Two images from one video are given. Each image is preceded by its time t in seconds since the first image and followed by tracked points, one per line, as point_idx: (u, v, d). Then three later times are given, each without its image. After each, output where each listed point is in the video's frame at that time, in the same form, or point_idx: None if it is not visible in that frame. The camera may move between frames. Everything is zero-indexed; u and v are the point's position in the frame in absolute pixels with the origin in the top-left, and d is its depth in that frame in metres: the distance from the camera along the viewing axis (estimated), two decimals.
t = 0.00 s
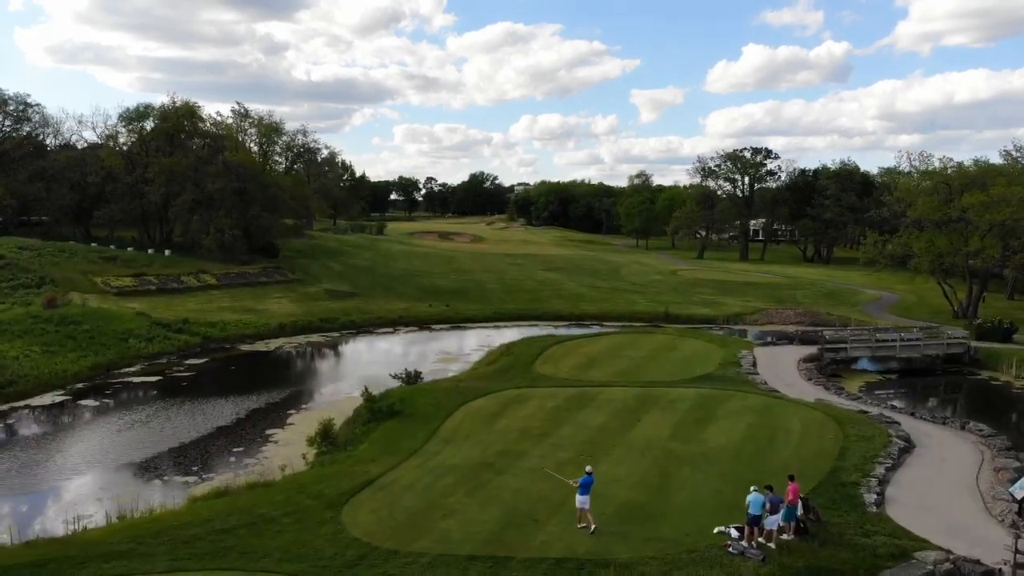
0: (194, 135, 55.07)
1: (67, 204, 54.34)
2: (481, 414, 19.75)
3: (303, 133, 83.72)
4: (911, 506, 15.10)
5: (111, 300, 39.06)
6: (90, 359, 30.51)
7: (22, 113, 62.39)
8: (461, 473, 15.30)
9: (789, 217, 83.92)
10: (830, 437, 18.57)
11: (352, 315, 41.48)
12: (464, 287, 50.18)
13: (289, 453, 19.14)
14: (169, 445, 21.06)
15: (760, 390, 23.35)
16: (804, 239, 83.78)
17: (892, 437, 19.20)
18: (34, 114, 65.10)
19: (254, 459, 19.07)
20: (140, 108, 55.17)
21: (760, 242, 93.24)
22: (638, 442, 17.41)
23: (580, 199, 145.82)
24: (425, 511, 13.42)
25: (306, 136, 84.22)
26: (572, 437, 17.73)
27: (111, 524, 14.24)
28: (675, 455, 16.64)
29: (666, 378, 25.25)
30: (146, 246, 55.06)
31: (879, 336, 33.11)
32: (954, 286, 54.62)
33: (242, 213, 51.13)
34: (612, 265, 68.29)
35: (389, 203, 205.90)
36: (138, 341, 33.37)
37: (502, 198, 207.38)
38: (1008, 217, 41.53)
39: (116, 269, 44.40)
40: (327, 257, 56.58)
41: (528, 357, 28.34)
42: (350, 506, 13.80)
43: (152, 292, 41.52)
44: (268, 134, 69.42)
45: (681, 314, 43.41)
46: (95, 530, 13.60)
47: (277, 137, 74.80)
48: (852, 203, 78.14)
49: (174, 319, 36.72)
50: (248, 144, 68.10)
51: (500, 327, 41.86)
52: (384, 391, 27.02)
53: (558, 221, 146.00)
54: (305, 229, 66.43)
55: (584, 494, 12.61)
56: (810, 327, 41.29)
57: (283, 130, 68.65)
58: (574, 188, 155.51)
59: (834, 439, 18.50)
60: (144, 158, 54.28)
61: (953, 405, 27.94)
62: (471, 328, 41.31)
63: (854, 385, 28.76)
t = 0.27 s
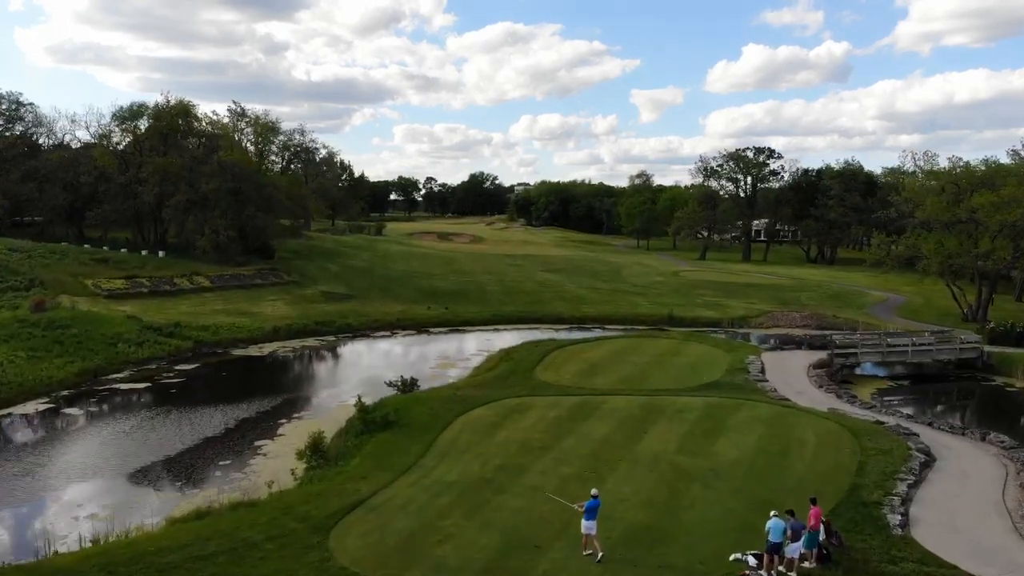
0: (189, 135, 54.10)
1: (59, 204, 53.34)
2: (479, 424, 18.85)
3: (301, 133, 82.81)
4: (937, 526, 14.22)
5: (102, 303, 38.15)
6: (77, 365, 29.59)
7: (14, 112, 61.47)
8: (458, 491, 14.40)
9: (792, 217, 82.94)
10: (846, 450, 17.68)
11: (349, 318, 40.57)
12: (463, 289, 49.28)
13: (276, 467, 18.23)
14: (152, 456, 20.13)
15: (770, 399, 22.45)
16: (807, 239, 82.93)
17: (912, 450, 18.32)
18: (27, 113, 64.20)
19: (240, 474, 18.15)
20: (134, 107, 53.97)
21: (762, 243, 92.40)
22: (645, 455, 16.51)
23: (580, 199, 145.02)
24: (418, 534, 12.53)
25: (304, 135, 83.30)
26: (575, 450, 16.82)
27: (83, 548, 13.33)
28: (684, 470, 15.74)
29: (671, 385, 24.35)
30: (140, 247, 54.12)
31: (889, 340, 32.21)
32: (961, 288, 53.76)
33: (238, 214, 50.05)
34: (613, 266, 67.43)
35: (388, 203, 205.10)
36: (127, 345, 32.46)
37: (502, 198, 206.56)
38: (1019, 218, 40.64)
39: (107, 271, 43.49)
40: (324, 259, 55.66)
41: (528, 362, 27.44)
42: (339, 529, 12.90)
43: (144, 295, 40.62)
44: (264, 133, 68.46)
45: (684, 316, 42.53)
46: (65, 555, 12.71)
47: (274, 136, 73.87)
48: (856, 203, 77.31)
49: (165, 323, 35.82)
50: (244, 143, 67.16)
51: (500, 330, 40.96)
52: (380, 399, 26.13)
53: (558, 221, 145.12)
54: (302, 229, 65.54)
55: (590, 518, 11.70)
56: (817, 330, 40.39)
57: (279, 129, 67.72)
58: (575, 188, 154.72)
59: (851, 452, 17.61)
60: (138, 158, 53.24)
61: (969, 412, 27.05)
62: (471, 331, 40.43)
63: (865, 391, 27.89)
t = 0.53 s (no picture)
0: (184, 134, 53.34)
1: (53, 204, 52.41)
2: (478, 435, 18.09)
3: (299, 132, 82.10)
4: (961, 545, 13.46)
5: (93, 306, 37.41)
6: (66, 370, 28.83)
7: (8, 111, 60.76)
8: (454, 509, 13.63)
9: (795, 218, 82.14)
10: (861, 463, 16.94)
11: (345, 320, 39.79)
12: (463, 291, 48.51)
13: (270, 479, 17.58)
14: (141, 465, 19.46)
15: (779, 408, 21.68)
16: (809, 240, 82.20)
17: (930, 462, 17.57)
18: (21, 113, 63.48)
19: (232, 485, 17.49)
20: (128, 107, 53.25)
21: (764, 243, 91.68)
22: (652, 469, 15.77)
23: (581, 199, 144.36)
24: (412, 558, 11.76)
25: (302, 135, 82.56)
26: (577, 463, 16.05)
27: (58, 568, 12.62)
28: (693, 485, 15.00)
29: (677, 391, 23.59)
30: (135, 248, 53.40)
31: (899, 344, 31.44)
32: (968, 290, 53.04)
33: (233, 215, 49.32)
34: (614, 267, 66.71)
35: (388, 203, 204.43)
36: (118, 349, 31.72)
37: (502, 198, 205.88)
38: None
39: (100, 273, 42.75)
40: (321, 260, 54.88)
41: (529, 367, 26.66)
42: (327, 551, 12.14)
43: (137, 297, 39.86)
44: (261, 133, 67.75)
45: (687, 319, 41.77)
46: None
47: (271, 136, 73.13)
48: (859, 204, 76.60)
49: (158, 326, 35.06)
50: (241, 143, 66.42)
51: (500, 333, 40.19)
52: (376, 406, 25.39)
53: (559, 222, 144.36)
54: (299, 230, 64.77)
55: (595, 542, 10.93)
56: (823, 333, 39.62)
57: (277, 129, 67.01)
58: (575, 188, 154.05)
59: (866, 465, 16.88)
60: (133, 158, 52.52)
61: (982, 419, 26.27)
62: (470, 334, 39.66)
63: (876, 397, 27.12)
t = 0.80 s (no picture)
0: (178, 133, 52.47)
1: (45, 205, 51.36)
2: (475, 447, 17.22)
3: (297, 132, 81.31)
4: (991, 570, 12.62)
5: (83, 308, 36.55)
6: (51, 376, 27.94)
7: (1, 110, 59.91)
8: (450, 530, 12.76)
9: (797, 218, 81.28)
10: (878, 479, 16.13)
11: (341, 323, 38.88)
12: (461, 293, 47.65)
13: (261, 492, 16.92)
14: (129, 475, 18.79)
15: (791, 418, 20.79)
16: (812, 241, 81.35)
17: (950, 477, 16.73)
18: (14, 111, 62.62)
19: (221, 497, 16.82)
20: (122, 105, 52.37)
21: (767, 244, 90.83)
22: (659, 485, 14.91)
23: (581, 199, 143.54)
24: None
25: (300, 134, 81.76)
26: (580, 478, 15.19)
27: None
28: (703, 503, 14.14)
29: (682, 399, 22.70)
30: (128, 249, 52.53)
31: (909, 349, 30.55)
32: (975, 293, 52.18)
33: (228, 216, 48.44)
34: (616, 268, 65.87)
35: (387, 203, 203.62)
36: (106, 354, 30.86)
37: (502, 199, 205.08)
38: None
39: (91, 275, 41.91)
40: (318, 262, 54.01)
41: (529, 373, 25.77)
42: None
43: (128, 299, 39.00)
44: (257, 132, 66.92)
45: (691, 322, 40.87)
46: None
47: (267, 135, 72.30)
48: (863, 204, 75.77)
49: (149, 329, 34.19)
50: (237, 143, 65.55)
51: (499, 336, 39.30)
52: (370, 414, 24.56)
53: (559, 222, 143.47)
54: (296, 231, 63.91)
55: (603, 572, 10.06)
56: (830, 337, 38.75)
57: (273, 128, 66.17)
58: (575, 188, 153.23)
59: (884, 481, 16.05)
60: (126, 158, 51.67)
61: (998, 427, 25.38)
62: (469, 337, 38.81)
63: (888, 404, 26.26)
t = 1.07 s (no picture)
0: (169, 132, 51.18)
1: (33, 205, 50.12)
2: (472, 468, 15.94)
3: (293, 131, 80.04)
4: None
5: (67, 313, 35.30)
6: (28, 385, 26.67)
7: None
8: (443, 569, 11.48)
9: (802, 219, 79.96)
10: (910, 505, 14.89)
11: (335, 328, 37.61)
12: (460, 296, 46.31)
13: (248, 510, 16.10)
14: (113, 490, 18.00)
15: (808, 433, 19.51)
16: (817, 242, 80.05)
17: (986, 502, 15.48)
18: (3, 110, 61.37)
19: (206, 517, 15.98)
20: (112, 103, 51.09)
21: (770, 244, 89.42)
22: (673, 513, 13.66)
23: (582, 200, 142.33)
24: None
25: (296, 133, 80.49)
26: (587, 505, 13.93)
27: None
28: (722, 534, 12.89)
29: (692, 412, 21.43)
30: (119, 251, 51.30)
31: (926, 356, 29.26)
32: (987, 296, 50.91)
33: (220, 216, 47.16)
34: (617, 270, 64.60)
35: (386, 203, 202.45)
36: (88, 361, 29.60)
37: (502, 199, 203.87)
38: None
39: (78, 278, 40.67)
40: (313, 264, 52.70)
41: (529, 382, 24.47)
42: None
43: (115, 303, 37.73)
44: (252, 132, 65.63)
45: (696, 326, 39.62)
46: None
47: (262, 134, 71.01)
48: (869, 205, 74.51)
49: (134, 335, 32.92)
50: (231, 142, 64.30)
51: (499, 341, 38.01)
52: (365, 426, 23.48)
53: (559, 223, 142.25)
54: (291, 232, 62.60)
55: None
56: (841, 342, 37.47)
57: (268, 127, 64.87)
58: (576, 188, 152.01)
59: (916, 507, 14.81)
60: (116, 157, 50.41)
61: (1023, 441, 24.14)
62: (468, 343, 37.47)
63: (908, 415, 24.93)
